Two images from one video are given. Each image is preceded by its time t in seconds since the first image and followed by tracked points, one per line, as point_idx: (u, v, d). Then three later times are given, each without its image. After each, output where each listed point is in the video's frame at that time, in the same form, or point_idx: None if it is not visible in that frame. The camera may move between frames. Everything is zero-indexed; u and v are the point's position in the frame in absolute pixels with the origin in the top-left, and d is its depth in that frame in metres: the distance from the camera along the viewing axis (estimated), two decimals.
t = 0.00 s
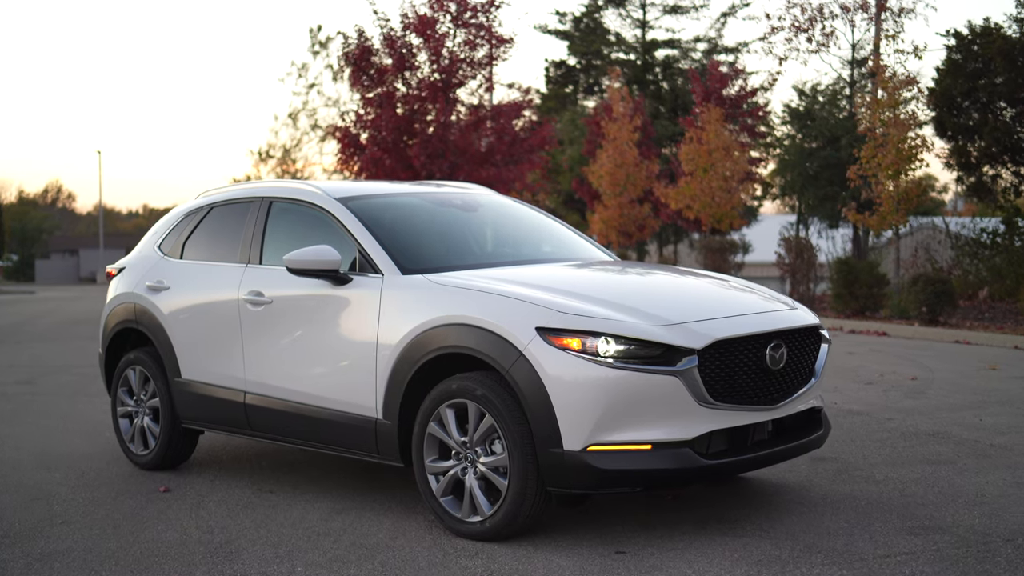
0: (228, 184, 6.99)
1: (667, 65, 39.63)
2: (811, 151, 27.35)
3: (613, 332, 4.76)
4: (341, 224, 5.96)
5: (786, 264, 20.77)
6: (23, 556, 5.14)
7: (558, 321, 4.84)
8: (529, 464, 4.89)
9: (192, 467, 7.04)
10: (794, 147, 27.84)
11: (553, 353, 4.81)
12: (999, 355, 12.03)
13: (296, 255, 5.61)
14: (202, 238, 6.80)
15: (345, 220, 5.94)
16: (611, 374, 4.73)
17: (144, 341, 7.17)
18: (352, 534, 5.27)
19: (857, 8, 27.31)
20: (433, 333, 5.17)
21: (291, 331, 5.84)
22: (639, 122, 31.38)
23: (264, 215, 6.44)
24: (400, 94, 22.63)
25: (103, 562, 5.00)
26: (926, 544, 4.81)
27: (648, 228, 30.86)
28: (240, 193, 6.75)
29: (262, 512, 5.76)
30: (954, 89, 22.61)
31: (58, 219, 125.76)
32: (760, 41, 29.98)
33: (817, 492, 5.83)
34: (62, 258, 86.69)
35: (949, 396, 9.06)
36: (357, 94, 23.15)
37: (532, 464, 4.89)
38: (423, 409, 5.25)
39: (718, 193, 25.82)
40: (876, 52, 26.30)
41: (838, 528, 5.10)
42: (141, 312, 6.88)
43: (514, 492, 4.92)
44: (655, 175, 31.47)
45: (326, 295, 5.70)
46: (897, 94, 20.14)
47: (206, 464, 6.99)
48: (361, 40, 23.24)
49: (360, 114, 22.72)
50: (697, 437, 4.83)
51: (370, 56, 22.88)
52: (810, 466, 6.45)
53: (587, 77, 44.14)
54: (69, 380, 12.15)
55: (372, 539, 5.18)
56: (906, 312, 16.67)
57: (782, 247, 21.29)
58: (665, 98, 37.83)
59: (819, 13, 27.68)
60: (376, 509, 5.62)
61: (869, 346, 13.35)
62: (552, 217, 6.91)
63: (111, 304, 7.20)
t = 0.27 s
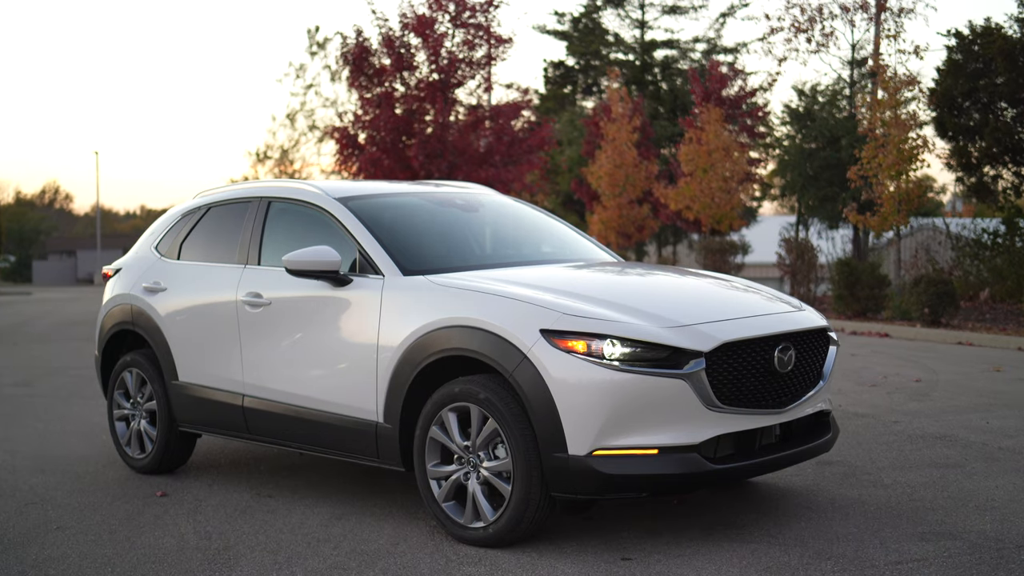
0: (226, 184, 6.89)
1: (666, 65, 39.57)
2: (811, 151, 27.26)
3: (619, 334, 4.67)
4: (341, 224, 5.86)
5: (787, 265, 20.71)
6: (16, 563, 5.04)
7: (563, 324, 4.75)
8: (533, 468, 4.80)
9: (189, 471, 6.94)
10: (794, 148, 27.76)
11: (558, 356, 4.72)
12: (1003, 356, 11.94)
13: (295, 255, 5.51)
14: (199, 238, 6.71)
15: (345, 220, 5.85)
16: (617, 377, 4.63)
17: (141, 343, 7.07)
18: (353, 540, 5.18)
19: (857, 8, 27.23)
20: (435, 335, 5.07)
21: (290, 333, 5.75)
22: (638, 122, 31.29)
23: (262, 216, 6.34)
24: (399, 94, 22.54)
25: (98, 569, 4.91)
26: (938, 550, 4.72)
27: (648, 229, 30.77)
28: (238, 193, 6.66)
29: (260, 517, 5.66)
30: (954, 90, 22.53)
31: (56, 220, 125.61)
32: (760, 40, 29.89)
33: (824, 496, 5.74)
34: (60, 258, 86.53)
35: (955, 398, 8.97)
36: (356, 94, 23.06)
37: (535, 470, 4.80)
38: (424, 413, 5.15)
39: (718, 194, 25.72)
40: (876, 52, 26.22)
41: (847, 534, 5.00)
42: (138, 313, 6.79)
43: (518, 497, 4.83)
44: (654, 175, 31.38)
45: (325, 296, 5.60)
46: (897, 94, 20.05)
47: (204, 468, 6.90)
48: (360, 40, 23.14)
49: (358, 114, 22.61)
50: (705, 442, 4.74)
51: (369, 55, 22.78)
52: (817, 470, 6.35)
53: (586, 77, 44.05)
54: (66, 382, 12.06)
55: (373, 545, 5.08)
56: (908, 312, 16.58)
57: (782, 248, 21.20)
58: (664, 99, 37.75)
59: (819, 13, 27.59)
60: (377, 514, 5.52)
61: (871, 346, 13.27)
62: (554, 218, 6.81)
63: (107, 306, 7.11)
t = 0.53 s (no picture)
0: (219, 182, 6.78)
1: (660, 64, 39.51)
2: (806, 150, 27.18)
3: (623, 334, 4.56)
4: (337, 222, 5.74)
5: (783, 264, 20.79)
6: (5, 568, 4.93)
7: (564, 323, 4.64)
8: (535, 469, 4.69)
9: (182, 473, 6.83)
10: (789, 147, 27.68)
11: (559, 357, 4.61)
12: (1003, 356, 11.87)
13: (290, 254, 5.41)
14: (193, 236, 6.59)
15: (340, 217, 5.73)
16: (620, 378, 4.53)
17: (133, 343, 6.95)
18: (350, 544, 5.06)
19: (851, 7, 27.16)
20: (433, 335, 4.96)
21: (285, 333, 5.63)
22: (633, 121, 31.19)
23: (257, 213, 6.22)
24: (393, 93, 22.42)
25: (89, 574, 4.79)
26: (948, 554, 4.62)
27: (643, 228, 30.67)
28: (232, 190, 6.54)
29: (255, 521, 5.54)
30: (950, 88, 22.48)
31: (48, 219, 125.34)
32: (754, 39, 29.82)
33: (829, 498, 5.64)
34: (52, 258, 86.29)
35: (956, 398, 8.89)
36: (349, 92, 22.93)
37: (537, 473, 4.69)
38: (422, 415, 5.04)
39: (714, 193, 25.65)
40: (872, 50, 26.14)
41: (855, 537, 4.91)
42: (130, 313, 6.66)
43: (519, 500, 4.72)
44: (649, 174, 31.30)
45: (321, 295, 5.49)
46: (894, 92, 19.96)
47: (197, 470, 6.78)
48: (353, 38, 23.02)
49: (352, 113, 22.49)
50: (710, 444, 4.64)
51: (362, 53, 22.65)
52: (821, 471, 6.26)
53: (580, 76, 43.94)
54: (57, 382, 11.93)
55: (370, 550, 4.97)
56: (905, 312, 16.50)
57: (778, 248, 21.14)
58: (659, 98, 37.70)
59: (814, 11, 27.49)
60: (374, 517, 5.41)
61: (870, 346, 13.19)
62: (554, 215, 6.69)
63: (99, 305, 6.98)
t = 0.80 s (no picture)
0: (209, 182, 6.66)
1: (649, 64, 39.48)
2: (796, 151, 27.13)
3: (624, 337, 4.46)
4: (330, 222, 5.63)
5: (774, 264, 21.05)
6: None
7: (565, 326, 4.54)
8: (534, 475, 4.57)
9: (172, 478, 6.70)
10: (780, 148, 27.63)
11: (560, 360, 4.50)
12: (998, 357, 11.82)
13: (283, 255, 5.29)
14: (182, 237, 6.47)
15: (333, 217, 5.62)
16: (622, 383, 4.42)
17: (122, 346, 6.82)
18: (344, 552, 4.95)
19: (842, 7, 27.11)
20: (429, 338, 4.84)
21: (278, 336, 5.51)
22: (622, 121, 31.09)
23: (248, 213, 6.10)
24: (382, 93, 22.28)
25: None
26: (956, 561, 4.53)
27: (632, 228, 30.55)
28: (222, 190, 6.41)
29: (246, 528, 5.42)
30: (942, 89, 22.44)
31: (34, 219, 124.81)
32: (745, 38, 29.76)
33: (832, 504, 5.55)
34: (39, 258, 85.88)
35: (954, 401, 8.82)
36: (338, 92, 22.80)
37: (537, 480, 4.58)
38: (419, 420, 4.92)
39: (704, 193, 25.57)
40: (862, 51, 26.10)
41: (861, 545, 4.81)
42: (118, 315, 6.54)
43: (518, 507, 4.61)
44: (639, 174, 31.22)
45: (313, 297, 5.37)
46: (885, 92, 19.89)
47: (187, 476, 6.66)
48: (342, 38, 22.88)
49: (341, 112, 22.34)
50: (714, 450, 4.53)
51: (351, 53, 22.51)
52: (823, 476, 6.16)
53: (568, 77, 43.87)
54: (44, 385, 11.78)
55: (365, 559, 4.85)
56: (898, 312, 16.44)
57: (771, 248, 21.08)
58: (648, 98, 37.65)
59: (804, 11, 27.42)
60: (368, 525, 5.30)
61: (864, 347, 13.14)
62: (549, 216, 6.58)
63: (87, 307, 6.85)
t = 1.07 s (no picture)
0: (198, 183, 6.54)
1: (637, 64, 39.46)
2: (785, 151, 27.11)
3: (625, 342, 4.37)
4: (322, 224, 5.52)
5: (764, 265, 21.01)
6: None
7: (564, 331, 4.44)
8: (532, 483, 4.48)
9: (160, 484, 6.58)
10: (768, 148, 27.61)
11: (559, 365, 4.40)
12: (990, 359, 11.78)
13: (274, 257, 5.19)
14: (171, 239, 6.35)
15: (325, 220, 5.51)
16: (623, 388, 4.33)
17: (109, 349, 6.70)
18: (338, 561, 4.85)
19: (830, 7, 27.11)
20: (424, 343, 4.74)
21: (268, 339, 5.40)
22: (610, 121, 31.05)
23: (238, 215, 5.98)
24: (369, 93, 22.18)
25: None
26: (963, 569, 4.46)
27: (620, 228, 30.48)
28: (212, 190, 6.30)
29: (237, 536, 5.30)
30: (931, 89, 22.45)
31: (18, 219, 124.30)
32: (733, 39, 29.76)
33: (832, 510, 5.48)
34: (22, 259, 85.39)
35: (950, 404, 8.76)
36: (326, 91, 22.67)
37: (535, 487, 4.48)
38: (414, 426, 4.82)
39: (693, 194, 25.52)
40: (850, 51, 26.09)
41: (865, 552, 4.74)
42: (105, 318, 6.42)
43: (516, 515, 4.51)
44: (627, 175, 31.18)
45: (306, 300, 5.27)
46: (875, 92, 19.86)
47: (176, 481, 6.54)
48: (329, 37, 22.76)
49: (328, 113, 22.22)
50: (715, 456, 4.45)
51: (339, 52, 22.39)
52: (822, 482, 6.09)
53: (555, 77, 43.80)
54: (29, 387, 11.64)
55: (360, 568, 4.75)
56: (889, 314, 16.40)
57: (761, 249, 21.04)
58: (636, 99, 37.63)
59: (792, 12, 27.38)
60: (362, 532, 5.19)
61: (856, 350, 13.08)
62: (544, 218, 6.47)
63: (73, 309, 6.73)
